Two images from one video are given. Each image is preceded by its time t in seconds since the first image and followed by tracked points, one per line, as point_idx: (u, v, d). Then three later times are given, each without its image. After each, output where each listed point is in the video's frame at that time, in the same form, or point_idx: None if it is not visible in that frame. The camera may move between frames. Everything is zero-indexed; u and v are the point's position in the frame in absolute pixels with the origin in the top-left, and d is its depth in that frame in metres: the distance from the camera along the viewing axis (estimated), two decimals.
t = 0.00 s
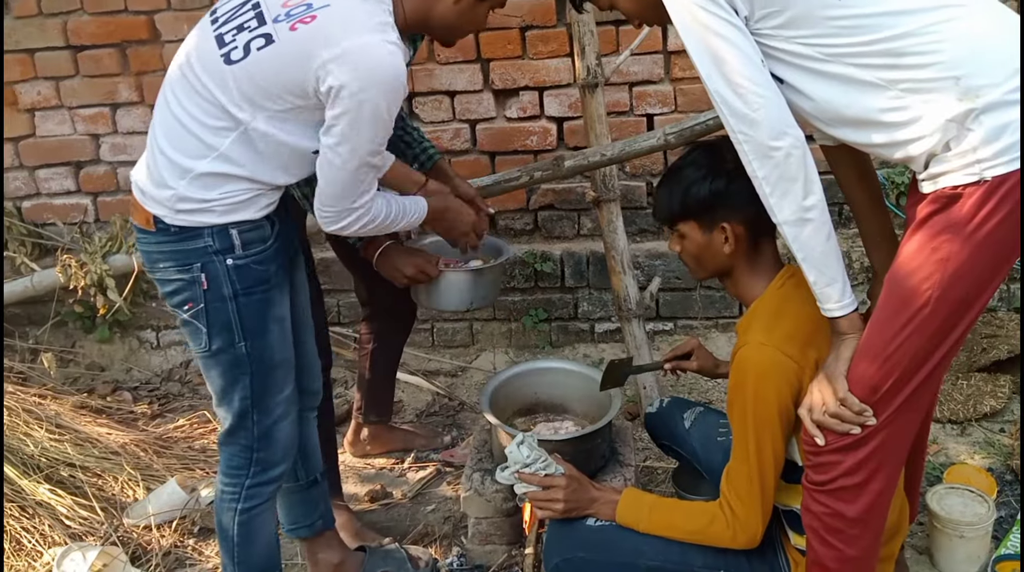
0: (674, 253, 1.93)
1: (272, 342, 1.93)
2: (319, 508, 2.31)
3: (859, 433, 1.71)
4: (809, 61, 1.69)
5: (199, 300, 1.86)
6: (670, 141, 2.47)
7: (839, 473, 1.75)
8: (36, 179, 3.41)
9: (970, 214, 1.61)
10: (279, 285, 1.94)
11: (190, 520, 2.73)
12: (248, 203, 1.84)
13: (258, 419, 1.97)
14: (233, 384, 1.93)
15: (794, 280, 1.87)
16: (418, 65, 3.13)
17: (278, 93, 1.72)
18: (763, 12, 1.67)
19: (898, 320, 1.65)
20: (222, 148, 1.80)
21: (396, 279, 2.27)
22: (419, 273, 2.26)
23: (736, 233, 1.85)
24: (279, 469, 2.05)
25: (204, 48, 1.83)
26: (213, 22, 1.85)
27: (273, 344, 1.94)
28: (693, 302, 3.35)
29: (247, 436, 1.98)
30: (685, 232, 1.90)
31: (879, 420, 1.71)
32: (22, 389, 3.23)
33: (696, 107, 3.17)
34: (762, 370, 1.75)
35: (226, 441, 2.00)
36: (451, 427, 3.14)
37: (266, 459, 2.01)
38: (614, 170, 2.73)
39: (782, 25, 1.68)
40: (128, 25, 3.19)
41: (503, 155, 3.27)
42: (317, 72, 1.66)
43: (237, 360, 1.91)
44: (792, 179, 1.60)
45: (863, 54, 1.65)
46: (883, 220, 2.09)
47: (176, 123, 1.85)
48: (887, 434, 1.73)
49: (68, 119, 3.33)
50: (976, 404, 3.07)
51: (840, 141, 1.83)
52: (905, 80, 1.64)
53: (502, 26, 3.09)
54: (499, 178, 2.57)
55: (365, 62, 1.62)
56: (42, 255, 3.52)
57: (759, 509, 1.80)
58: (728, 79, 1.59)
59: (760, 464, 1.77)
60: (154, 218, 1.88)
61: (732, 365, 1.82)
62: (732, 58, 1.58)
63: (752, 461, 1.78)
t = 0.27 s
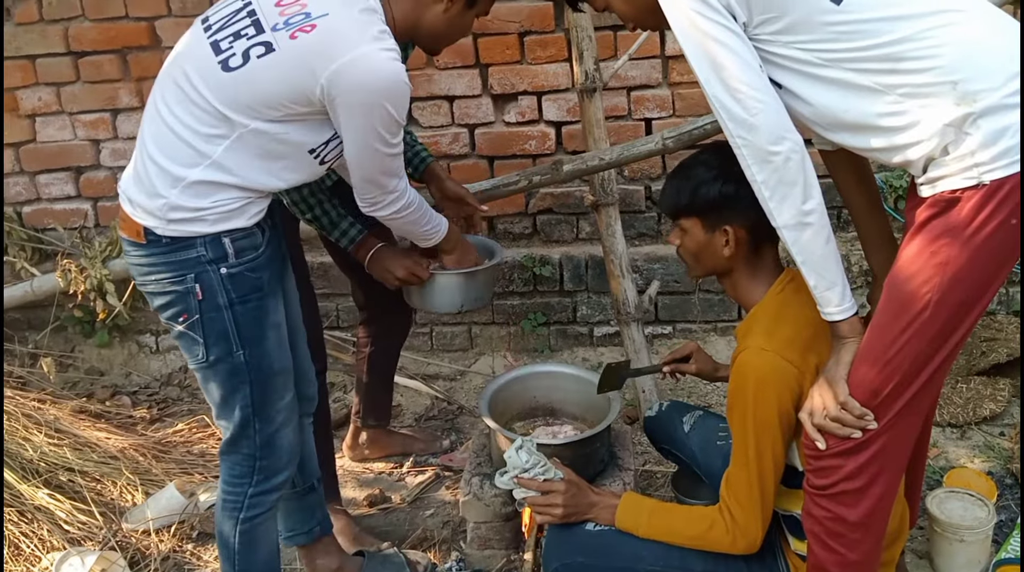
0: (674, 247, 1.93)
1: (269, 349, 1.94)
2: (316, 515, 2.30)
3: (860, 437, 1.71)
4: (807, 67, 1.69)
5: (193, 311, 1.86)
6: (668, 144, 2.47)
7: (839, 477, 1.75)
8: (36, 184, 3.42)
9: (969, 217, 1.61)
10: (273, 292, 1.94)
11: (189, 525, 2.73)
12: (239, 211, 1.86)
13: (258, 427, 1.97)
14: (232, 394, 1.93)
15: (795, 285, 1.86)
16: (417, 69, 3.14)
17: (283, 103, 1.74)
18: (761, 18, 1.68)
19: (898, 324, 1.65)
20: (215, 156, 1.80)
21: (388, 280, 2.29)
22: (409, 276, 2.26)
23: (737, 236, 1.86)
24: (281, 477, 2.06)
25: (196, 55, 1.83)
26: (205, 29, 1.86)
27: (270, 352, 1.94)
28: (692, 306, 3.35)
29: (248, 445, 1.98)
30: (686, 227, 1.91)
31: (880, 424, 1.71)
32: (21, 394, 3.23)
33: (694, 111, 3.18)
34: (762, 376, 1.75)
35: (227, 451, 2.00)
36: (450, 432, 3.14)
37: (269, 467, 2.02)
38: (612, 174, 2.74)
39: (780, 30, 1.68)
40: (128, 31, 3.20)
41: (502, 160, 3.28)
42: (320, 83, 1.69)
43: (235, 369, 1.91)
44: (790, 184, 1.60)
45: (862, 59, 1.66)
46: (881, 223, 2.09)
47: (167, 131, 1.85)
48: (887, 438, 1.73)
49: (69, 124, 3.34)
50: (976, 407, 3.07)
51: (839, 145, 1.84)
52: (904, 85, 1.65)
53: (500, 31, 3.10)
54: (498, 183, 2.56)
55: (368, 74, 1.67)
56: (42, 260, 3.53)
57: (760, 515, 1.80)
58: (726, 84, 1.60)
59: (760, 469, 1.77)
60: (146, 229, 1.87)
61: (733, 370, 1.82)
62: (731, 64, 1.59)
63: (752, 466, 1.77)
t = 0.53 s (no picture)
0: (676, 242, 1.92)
1: (272, 352, 1.93)
2: (318, 518, 2.30)
3: (861, 440, 1.71)
4: (809, 71, 1.70)
5: (196, 315, 1.86)
6: (668, 148, 2.48)
7: (840, 481, 1.75)
8: (36, 187, 3.42)
9: (970, 221, 1.62)
10: (276, 295, 1.94)
11: (187, 528, 2.72)
12: (241, 214, 1.86)
13: (262, 431, 1.97)
14: (236, 398, 1.93)
15: (795, 288, 1.86)
16: (417, 73, 3.15)
17: (283, 107, 1.74)
18: (763, 22, 1.69)
19: (898, 328, 1.66)
20: (216, 160, 1.81)
21: (386, 268, 2.30)
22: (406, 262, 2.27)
23: (742, 240, 1.86)
24: (286, 481, 2.05)
25: (197, 60, 1.84)
26: (205, 32, 1.87)
27: (274, 356, 1.94)
28: (692, 310, 3.36)
29: (252, 448, 1.98)
30: (692, 222, 1.90)
31: (881, 428, 1.71)
32: (20, 397, 3.23)
33: (694, 116, 3.19)
34: (762, 380, 1.75)
35: (231, 455, 2.00)
36: (450, 435, 3.14)
37: (272, 471, 2.01)
38: (613, 178, 2.74)
39: (782, 35, 1.69)
40: (128, 34, 3.20)
41: (502, 163, 3.28)
42: (321, 86, 1.70)
43: (239, 373, 1.91)
44: (791, 188, 1.61)
45: (863, 64, 1.66)
46: (881, 227, 2.09)
47: (168, 136, 1.85)
48: (888, 442, 1.73)
49: (69, 127, 3.34)
50: (975, 411, 3.07)
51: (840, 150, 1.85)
52: (905, 90, 1.65)
53: (501, 35, 3.11)
54: (498, 188, 2.55)
55: (367, 80, 1.67)
56: (41, 263, 3.52)
57: (760, 517, 1.80)
58: (728, 89, 1.60)
59: (760, 472, 1.77)
60: (147, 233, 1.87)
61: (733, 372, 1.82)
62: (733, 69, 1.59)
63: (753, 470, 1.77)
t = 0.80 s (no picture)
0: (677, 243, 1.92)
1: (272, 358, 1.93)
2: (320, 521, 2.30)
3: (862, 444, 1.70)
4: (809, 75, 1.69)
5: (196, 321, 1.86)
6: (668, 151, 2.47)
7: (842, 485, 1.75)
8: (36, 189, 3.42)
9: (971, 225, 1.61)
10: (275, 300, 1.94)
11: (186, 531, 2.71)
12: (239, 219, 1.85)
13: (264, 437, 1.97)
14: (237, 404, 1.93)
15: (790, 297, 1.87)
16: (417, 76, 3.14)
17: (278, 99, 1.74)
18: (763, 26, 1.68)
19: (900, 331, 1.65)
20: (212, 163, 1.80)
21: (371, 277, 2.32)
22: (394, 272, 2.30)
23: (744, 249, 1.86)
24: (288, 487, 2.05)
25: (189, 62, 1.83)
26: (195, 34, 1.87)
27: (274, 361, 1.94)
28: (692, 313, 3.35)
29: (254, 455, 1.97)
30: (696, 225, 1.89)
31: (882, 432, 1.70)
32: (19, 398, 3.22)
33: (694, 118, 3.18)
34: (760, 386, 1.75)
35: (233, 461, 2.00)
36: (449, 437, 3.13)
37: (275, 477, 2.01)
38: (613, 181, 2.74)
39: (782, 38, 1.69)
40: (128, 35, 3.20)
41: (502, 166, 3.28)
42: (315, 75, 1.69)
43: (240, 379, 1.91)
44: (792, 192, 1.60)
45: (864, 67, 1.66)
46: (881, 230, 2.09)
47: (163, 141, 1.84)
48: (889, 446, 1.72)
49: (68, 129, 3.34)
50: (976, 414, 3.06)
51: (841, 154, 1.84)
52: (906, 93, 1.65)
53: (501, 37, 3.10)
54: (499, 189, 2.57)
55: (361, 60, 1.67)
56: (41, 264, 3.52)
57: (761, 523, 1.79)
58: (728, 92, 1.59)
59: (757, 477, 1.77)
60: (144, 241, 1.86)
61: (727, 377, 1.82)
62: (731, 72, 1.59)
63: (751, 479, 1.77)
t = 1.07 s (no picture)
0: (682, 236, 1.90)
1: (277, 362, 1.92)
2: (333, 524, 2.31)
3: (861, 444, 1.70)
4: (809, 74, 1.68)
5: (199, 326, 1.86)
6: (669, 152, 2.46)
7: (841, 485, 1.74)
8: (34, 191, 3.41)
9: (970, 224, 1.60)
10: (280, 305, 1.93)
11: (187, 533, 2.70)
12: (238, 222, 1.84)
13: (271, 442, 1.95)
14: (243, 408, 1.92)
15: (789, 295, 1.87)
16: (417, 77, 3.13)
17: (258, 80, 1.73)
18: (762, 25, 1.67)
19: (899, 330, 1.64)
20: (207, 160, 1.79)
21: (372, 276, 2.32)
22: (394, 267, 2.30)
23: (750, 245, 1.86)
24: (297, 492, 2.03)
25: (170, 64, 1.83)
26: (175, 34, 1.88)
27: (279, 366, 1.92)
28: (693, 313, 3.34)
29: (262, 460, 1.96)
30: (703, 219, 1.88)
31: (882, 432, 1.70)
32: (18, 401, 3.21)
33: (695, 118, 3.17)
34: (757, 387, 1.75)
35: (241, 466, 1.99)
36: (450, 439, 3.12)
37: (283, 482, 2.00)
38: (614, 181, 2.73)
39: (781, 38, 1.68)
40: (127, 37, 3.19)
41: (502, 167, 3.27)
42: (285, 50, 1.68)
43: (244, 384, 1.90)
44: (792, 191, 1.59)
45: (863, 66, 1.65)
46: (882, 231, 2.08)
47: (158, 146, 1.84)
48: (890, 447, 1.72)
49: (67, 131, 3.33)
50: (978, 414, 3.06)
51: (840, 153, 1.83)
52: (905, 92, 1.64)
53: (501, 37, 3.10)
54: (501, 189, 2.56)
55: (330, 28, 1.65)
56: (40, 267, 3.51)
57: (755, 523, 1.78)
58: (727, 92, 1.59)
59: (755, 478, 1.77)
60: (146, 247, 1.87)
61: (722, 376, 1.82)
62: (730, 71, 1.58)
63: (746, 477, 1.77)
